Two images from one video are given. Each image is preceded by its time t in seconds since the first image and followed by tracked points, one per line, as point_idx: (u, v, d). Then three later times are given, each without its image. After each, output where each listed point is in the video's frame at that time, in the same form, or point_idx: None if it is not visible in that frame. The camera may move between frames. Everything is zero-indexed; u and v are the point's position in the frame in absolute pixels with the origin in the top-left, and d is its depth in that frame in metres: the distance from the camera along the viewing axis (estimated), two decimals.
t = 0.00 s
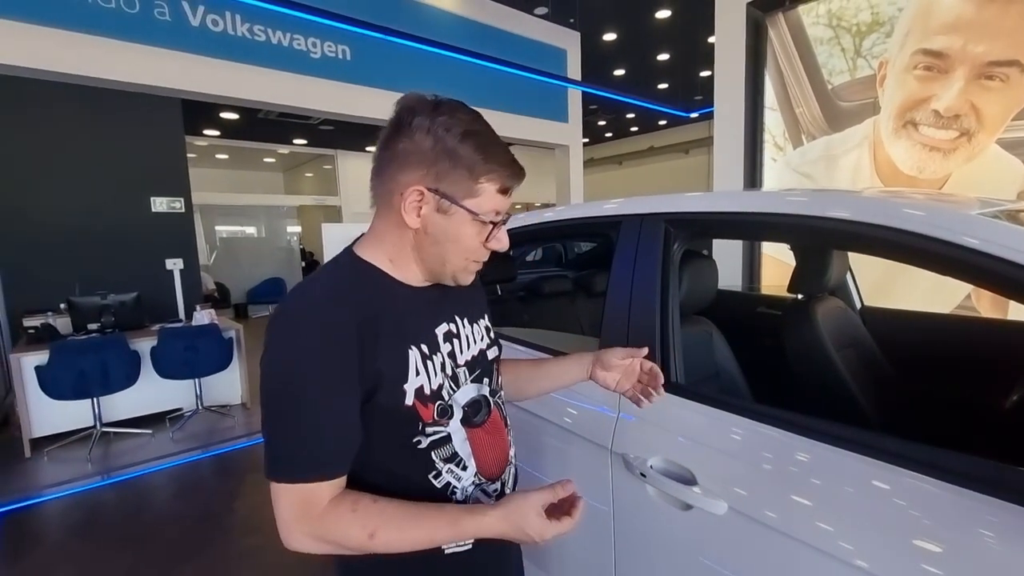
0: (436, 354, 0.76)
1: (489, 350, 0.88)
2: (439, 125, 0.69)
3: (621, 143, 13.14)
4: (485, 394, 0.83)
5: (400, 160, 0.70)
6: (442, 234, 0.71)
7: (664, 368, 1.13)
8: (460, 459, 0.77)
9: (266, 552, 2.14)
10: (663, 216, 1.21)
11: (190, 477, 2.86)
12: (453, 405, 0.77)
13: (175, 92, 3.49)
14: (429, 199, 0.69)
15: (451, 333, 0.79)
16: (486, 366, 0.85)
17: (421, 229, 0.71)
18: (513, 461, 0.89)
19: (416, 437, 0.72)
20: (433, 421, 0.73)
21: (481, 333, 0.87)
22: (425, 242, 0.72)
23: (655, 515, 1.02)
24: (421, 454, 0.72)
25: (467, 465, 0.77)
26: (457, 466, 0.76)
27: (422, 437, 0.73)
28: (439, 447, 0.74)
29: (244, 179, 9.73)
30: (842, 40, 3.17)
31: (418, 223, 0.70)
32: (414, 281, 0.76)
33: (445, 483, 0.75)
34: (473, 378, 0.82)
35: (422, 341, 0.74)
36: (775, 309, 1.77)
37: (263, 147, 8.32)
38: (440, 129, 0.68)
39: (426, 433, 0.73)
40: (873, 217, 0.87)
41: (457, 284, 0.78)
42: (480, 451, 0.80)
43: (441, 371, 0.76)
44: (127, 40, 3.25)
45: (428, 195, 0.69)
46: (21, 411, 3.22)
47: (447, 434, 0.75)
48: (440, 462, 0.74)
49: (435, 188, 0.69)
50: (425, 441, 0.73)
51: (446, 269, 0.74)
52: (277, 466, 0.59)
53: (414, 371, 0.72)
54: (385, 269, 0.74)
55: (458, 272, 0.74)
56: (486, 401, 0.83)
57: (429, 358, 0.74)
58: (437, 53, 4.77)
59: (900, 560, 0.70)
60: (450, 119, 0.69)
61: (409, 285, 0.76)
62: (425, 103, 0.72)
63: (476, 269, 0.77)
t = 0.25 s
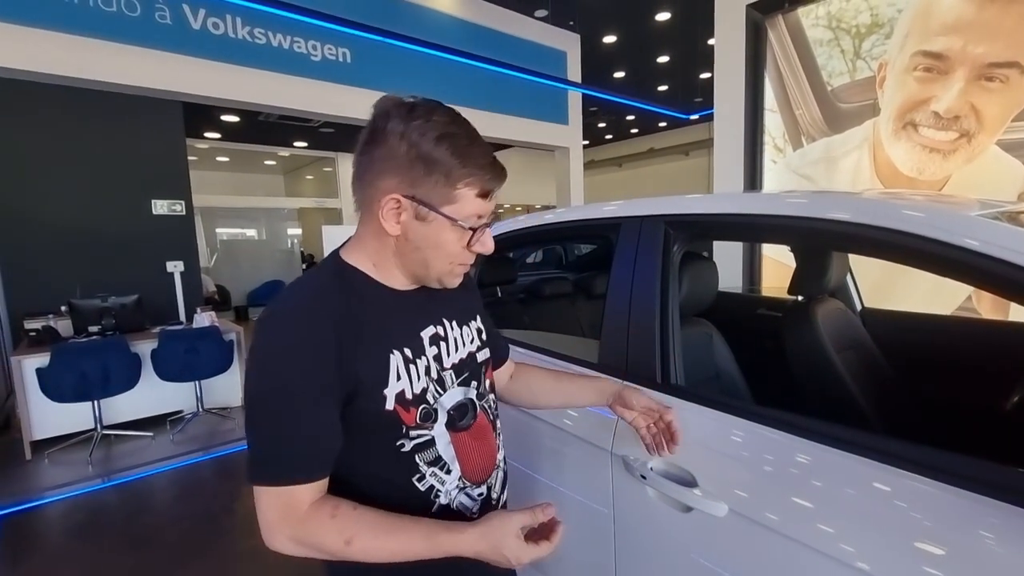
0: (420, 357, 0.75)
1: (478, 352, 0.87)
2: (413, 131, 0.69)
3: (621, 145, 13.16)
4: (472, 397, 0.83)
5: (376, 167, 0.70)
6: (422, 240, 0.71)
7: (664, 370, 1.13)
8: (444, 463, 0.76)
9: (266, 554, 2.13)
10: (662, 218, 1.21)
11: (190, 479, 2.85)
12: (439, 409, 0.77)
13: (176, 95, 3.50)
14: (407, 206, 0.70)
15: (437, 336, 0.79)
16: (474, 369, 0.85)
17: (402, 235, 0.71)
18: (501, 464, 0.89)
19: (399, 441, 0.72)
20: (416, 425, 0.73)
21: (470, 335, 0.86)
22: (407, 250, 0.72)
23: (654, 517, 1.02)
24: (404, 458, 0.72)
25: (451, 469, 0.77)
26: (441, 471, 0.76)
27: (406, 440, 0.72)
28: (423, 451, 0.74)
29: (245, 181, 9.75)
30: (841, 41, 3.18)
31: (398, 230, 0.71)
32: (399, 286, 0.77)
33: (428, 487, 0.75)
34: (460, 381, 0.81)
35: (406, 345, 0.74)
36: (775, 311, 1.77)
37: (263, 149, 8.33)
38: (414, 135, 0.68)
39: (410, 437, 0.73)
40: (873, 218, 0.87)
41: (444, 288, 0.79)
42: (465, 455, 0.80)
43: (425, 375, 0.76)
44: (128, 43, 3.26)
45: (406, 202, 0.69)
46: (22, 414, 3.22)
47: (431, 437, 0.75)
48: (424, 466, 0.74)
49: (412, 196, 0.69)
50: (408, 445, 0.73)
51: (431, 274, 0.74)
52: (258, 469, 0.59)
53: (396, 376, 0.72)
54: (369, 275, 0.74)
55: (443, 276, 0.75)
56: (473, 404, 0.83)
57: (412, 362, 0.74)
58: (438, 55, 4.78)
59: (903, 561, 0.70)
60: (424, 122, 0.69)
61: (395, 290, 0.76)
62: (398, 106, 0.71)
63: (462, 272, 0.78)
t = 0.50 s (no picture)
0: (406, 363, 0.76)
1: (472, 356, 0.87)
2: (396, 139, 0.68)
3: (620, 147, 13.18)
4: (462, 402, 0.83)
5: (362, 175, 0.71)
6: (408, 249, 0.72)
7: (664, 372, 1.13)
8: (428, 468, 0.77)
9: (266, 557, 2.13)
10: (663, 219, 1.21)
11: (190, 482, 2.85)
12: (424, 414, 0.77)
13: (177, 99, 3.51)
14: (391, 215, 0.70)
15: (427, 340, 0.80)
16: (466, 373, 0.85)
17: (389, 243, 0.73)
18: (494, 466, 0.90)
19: (383, 445, 0.73)
20: (399, 431, 0.74)
21: (465, 338, 0.86)
22: (394, 258, 0.74)
23: (654, 519, 1.02)
24: (389, 462, 0.74)
25: (436, 474, 0.78)
26: (425, 475, 0.77)
27: (390, 444, 0.74)
28: (408, 455, 0.75)
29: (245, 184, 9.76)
30: (840, 44, 3.18)
31: (384, 238, 0.72)
32: (391, 290, 0.78)
33: (413, 490, 0.76)
34: (450, 386, 0.82)
35: (392, 350, 0.75)
36: (775, 313, 1.77)
37: (264, 152, 8.34)
38: (397, 143, 0.68)
39: (394, 441, 0.74)
40: (874, 220, 0.87)
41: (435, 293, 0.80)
42: (452, 459, 0.80)
43: (409, 381, 0.76)
44: (129, 46, 3.27)
45: (390, 212, 0.70)
46: (22, 417, 3.22)
47: (416, 442, 0.76)
48: (408, 470, 0.75)
49: (395, 207, 0.70)
50: (393, 449, 0.74)
51: (420, 282, 0.75)
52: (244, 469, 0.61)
53: (379, 382, 0.73)
54: (361, 280, 0.76)
55: (434, 285, 0.76)
56: (464, 410, 0.83)
57: (397, 368, 0.75)
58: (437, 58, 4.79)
59: (904, 563, 0.70)
60: (408, 130, 0.68)
61: (388, 294, 0.78)
62: (385, 112, 0.71)
63: (454, 279, 0.78)
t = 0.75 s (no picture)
0: (416, 361, 0.77)
1: (478, 351, 0.89)
2: (389, 143, 0.67)
3: (620, 147, 13.18)
4: (470, 397, 0.85)
5: (357, 178, 0.71)
6: (405, 253, 0.72)
7: (664, 371, 1.13)
8: (439, 464, 0.79)
9: (267, 558, 2.13)
10: (662, 219, 1.22)
11: (191, 483, 2.85)
12: (435, 410, 0.79)
13: (177, 100, 3.51)
14: (387, 220, 0.70)
15: (435, 336, 0.81)
16: (473, 368, 0.87)
17: (387, 246, 0.73)
18: (502, 458, 0.92)
19: (397, 441, 0.75)
20: (413, 428, 0.76)
21: (470, 334, 0.88)
22: (392, 261, 0.74)
23: (655, 519, 1.02)
24: (402, 458, 0.75)
25: (447, 469, 0.80)
26: (436, 471, 0.79)
27: (403, 441, 0.75)
28: (419, 451, 0.77)
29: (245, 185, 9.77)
30: (839, 44, 3.19)
31: (382, 241, 0.72)
32: (393, 291, 0.78)
33: (425, 485, 0.78)
34: (459, 380, 0.84)
35: (403, 348, 0.76)
36: (774, 313, 1.77)
37: (263, 153, 8.34)
38: (390, 147, 0.67)
39: (407, 437, 0.75)
40: (873, 220, 0.87)
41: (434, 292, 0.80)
42: (462, 452, 0.82)
43: (422, 378, 0.77)
44: (129, 48, 3.28)
45: (386, 216, 0.70)
46: (22, 419, 3.22)
47: (427, 438, 0.78)
48: (419, 466, 0.77)
49: (390, 212, 0.70)
50: (406, 445, 0.75)
51: (419, 284, 0.76)
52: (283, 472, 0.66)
53: (392, 380, 0.74)
54: (363, 281, 0.76)
55: (433, 286, 0.76)
56: (471, 404, 0.85)
57: (408, 365, 0.76)
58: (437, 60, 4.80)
59: (904, 564, 0.71)
60: (401, 133, 0.68)
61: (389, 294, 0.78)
62: (379, 115, 0.70)
63: (452, 280, 0.78)
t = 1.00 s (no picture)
0: (461, 344, 0.80)
1: (501, 339, 0.92)
2: (416, 140, 0.69)
3: (620, 148, 13.19)
4: (501, 381, 0.89)
5: (387, 176, 0.73)
6: (432, 245, 0.73)
7: (663, 371, 1.13)
8: (484, 442, 0.82)
9: (268, 558, 2.14)
10: (661, 220, 1.22)
11: (192, 483, 2.85)
12: (477, 392, 0.82)
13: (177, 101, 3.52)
14: (415, 213, 0.72)
15: (471, 323, 0.84)
16: (499, 355, 0.90)
17: (415, 241, 0.74)
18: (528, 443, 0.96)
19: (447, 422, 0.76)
20: (464, 408, 0.78)
21: (494, 324, 0.91)
22: (420, 255, 0.75)
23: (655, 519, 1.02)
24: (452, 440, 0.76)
25: (489, 448, 0.83)
26: (482, 450, 0.81)
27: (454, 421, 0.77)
28: (467, 432, 0.79)
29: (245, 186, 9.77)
30: (838, 45, 3.19)
31: (411, 235, 0.73)
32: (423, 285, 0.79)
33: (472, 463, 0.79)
34: (490, 365, 0.87)
35: (450, 333, 0.78)
36: (774, 313, 1.78)
37: (263, 154, 8.35)
38: (417, 143, 0.69)
39: (457, 418, 0.77)
40: (873, 220, 0.87)
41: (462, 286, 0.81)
42: (499, 434, 0.86)
43: (467, 360, 0.80)
44: (129, 49, 3.28)
45: (414, 210, 0.72)
46: (22, 419, 3.22)
47: (472, 419, 0.80)
48: (467, 446, 0.79)
49: (417, 205, 0.71)
50: (454, 426, 0.77)
51: (447, 276, 0.76)
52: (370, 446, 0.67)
53: (447, 361, 0.76)
54: (394, 274, 0.77)
55: (459, 278, 0.77)
56: (502, 387, 0.89)
57: (457, 348, 0.79)
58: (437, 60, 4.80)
59: (904, 564, 0.70)
60: (427, 132, 0.69)
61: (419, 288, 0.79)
62: (406, 116, 0.72)
63: (478, 272, 0.79)
